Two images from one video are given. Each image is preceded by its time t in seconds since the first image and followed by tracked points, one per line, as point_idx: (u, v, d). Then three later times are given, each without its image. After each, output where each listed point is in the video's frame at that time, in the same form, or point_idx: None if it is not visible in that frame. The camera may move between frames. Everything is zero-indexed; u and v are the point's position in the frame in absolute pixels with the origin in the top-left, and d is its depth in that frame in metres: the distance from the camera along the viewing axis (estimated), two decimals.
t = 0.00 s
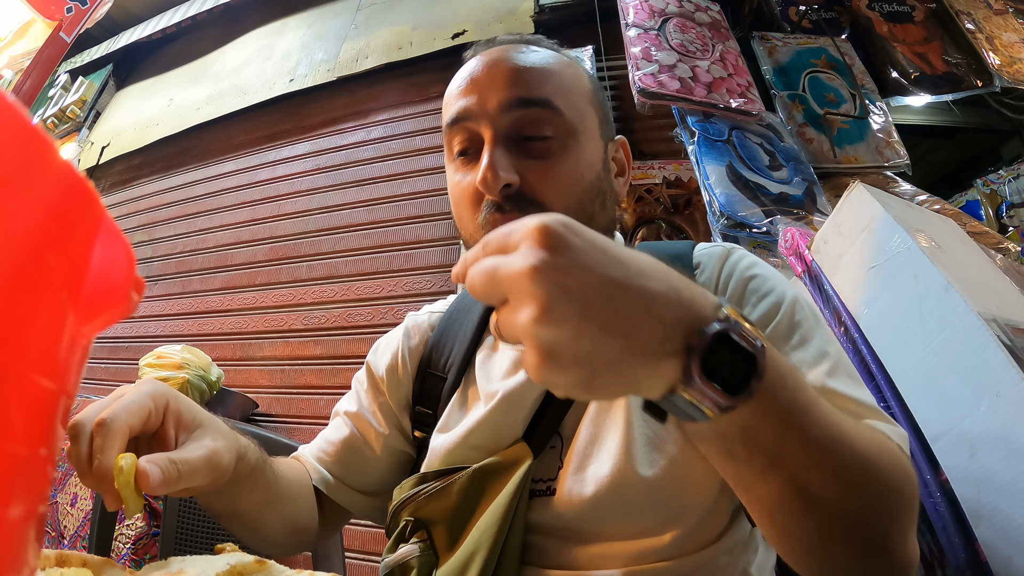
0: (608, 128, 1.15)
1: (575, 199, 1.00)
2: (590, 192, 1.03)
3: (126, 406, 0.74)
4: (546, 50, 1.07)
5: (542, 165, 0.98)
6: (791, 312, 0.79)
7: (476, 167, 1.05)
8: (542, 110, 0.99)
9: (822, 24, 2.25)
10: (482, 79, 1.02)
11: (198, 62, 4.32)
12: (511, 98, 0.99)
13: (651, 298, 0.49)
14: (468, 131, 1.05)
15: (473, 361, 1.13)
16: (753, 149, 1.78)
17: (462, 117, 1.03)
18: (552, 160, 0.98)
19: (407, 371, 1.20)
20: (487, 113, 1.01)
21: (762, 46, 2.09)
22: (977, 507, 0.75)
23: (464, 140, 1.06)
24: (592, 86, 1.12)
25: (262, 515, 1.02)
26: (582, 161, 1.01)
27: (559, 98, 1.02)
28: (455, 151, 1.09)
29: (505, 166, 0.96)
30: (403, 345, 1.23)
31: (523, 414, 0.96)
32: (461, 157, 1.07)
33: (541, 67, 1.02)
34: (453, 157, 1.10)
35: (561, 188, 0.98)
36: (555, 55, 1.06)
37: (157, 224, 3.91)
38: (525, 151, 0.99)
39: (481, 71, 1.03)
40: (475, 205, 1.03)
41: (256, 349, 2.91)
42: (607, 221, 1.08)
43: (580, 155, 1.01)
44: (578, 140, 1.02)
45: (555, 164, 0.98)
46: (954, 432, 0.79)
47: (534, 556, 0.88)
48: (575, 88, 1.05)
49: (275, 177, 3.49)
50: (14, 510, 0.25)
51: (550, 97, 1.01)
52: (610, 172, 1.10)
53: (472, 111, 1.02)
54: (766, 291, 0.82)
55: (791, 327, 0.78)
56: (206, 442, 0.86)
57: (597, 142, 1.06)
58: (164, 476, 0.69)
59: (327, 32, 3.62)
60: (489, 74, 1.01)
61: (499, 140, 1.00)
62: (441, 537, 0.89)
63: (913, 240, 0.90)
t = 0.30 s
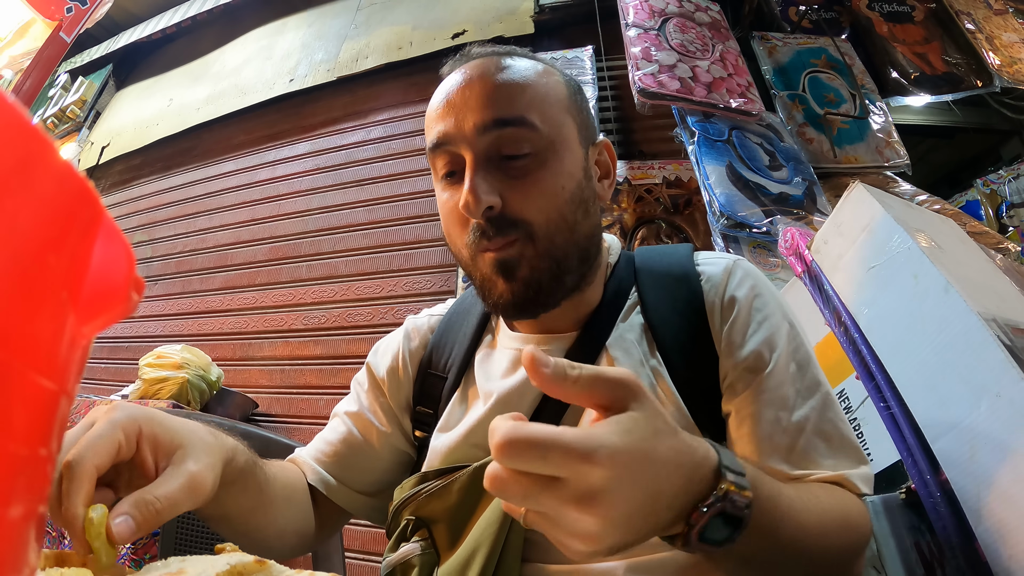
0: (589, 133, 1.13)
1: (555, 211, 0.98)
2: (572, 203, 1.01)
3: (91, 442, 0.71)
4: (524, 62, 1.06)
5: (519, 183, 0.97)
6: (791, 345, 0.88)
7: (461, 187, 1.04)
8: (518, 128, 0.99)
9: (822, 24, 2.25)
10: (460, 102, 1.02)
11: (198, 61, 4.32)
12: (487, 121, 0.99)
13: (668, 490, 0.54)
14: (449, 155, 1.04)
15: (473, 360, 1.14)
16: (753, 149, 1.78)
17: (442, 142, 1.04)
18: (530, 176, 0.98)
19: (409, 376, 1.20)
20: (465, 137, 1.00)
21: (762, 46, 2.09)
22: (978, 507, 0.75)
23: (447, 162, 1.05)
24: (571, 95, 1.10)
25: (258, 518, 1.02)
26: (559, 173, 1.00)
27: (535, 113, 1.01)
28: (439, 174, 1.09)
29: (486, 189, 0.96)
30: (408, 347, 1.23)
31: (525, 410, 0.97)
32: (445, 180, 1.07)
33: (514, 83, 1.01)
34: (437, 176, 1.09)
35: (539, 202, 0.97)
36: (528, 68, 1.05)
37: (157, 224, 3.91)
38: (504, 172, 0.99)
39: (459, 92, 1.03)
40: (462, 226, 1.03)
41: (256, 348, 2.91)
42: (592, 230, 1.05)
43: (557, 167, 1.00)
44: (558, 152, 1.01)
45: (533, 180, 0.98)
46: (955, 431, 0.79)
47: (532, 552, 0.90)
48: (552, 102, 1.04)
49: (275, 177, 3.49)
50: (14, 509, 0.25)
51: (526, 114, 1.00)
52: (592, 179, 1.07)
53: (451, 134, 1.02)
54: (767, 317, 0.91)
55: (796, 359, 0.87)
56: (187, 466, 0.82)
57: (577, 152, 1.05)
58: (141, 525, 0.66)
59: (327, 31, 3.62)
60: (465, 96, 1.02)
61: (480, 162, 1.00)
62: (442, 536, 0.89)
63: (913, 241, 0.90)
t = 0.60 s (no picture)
0: (574, 142, 1.13)
1: (547, 214, 0.99)
2: (560, 206, 1.01)
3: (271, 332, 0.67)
4: (512, 79, 1.07)
5: (514, 187, 0.99)
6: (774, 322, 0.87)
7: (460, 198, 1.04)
8: (511, 139, 0.99)
9: (822, 24, 2.25)
10: (453, 117, 1.02)
11: (198, 62, 4.32)
12: (482, 132, 0.99)
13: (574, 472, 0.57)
14: (446, 166, 1.04)
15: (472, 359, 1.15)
16: (753, 149, 1.78)
17: (440, 154, 1.03)
18: (524, 182, 0.99)
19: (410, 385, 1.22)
20: (461, 149, 1.01)
21: (762, 46, 2.09)
22: (978, 506, 0.75)
23: (445, 173, 1.05)
24: (558, 108, 1.11)
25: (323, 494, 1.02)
26: (550, 179, 1.01)
27: (528, 123, 1.02)
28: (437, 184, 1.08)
29: (485, 196, 0.97)
30: (411, 359, 1.24)
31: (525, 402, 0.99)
32: (444, 190, 1.07)
33: (505, 95, 1.02)
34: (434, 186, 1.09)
35: (534, 206, 0.98)
36: (516, 81, 1.06)
37: (157, 224, 3.90)
38: (500, 181, 0.99)
39: (450, 108, 1.03)
40: (461, 231, 1.03)
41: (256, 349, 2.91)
42: (582, 229, 1.06)
43: (548, 175, 1.01)
44: (549, 159, 1.02)
45: (526, 186, 0.99)
46: (954, 431, 0.79)
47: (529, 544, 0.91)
48: (539, 113, 1.05)
49: (275, 177, 3.49)
50: (13, 510, 0.25)
51: (517, 126, 1.01)
52: (580, 183, 1.08)
53: (448, 147, 1.02)
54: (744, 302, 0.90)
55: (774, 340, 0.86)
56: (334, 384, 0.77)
57: (566, 160, 1.05)
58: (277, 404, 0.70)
59: (327, 32, 3.62)
60: (457, 113, 1.02)
61: (476, 171, 1.00)
62: (447, 525, 0.90)
63: (913, 240, 0.90)
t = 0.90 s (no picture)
0: (561, 153, 1.14)
1: (510, 211, 1.02)
2: (521, 204, 1.02)
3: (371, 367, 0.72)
4: (513, 100, 1.15)
5: (484, 184, 1.04)
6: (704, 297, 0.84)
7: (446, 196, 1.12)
8: (484, 144, 1.07)
9: (822, 24, 2.25)
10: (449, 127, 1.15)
11: (198, 62, 4.32)
12: (464, 140, 1.09)
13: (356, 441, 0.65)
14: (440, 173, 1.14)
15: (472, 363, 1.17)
16: (753, 149, 1.78)
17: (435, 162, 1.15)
18: (489, 182, 1.04)
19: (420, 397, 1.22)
20: (448, 155, 1.10)
21: (762, 46, 2.09)
22: (978, 507, 0.75)
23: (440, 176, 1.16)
24: (550, 125, 1.15)
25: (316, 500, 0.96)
26: (519, 182, 1.03)
27: (506, 131, 1.08)
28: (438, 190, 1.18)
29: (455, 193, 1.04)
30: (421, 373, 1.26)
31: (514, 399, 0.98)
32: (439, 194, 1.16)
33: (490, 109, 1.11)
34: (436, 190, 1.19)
35: (497, 201, 1.02)
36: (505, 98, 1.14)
37: (157, 224, 3.90)
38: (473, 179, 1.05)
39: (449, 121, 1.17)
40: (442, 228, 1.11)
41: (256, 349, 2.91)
42: (552, 232, 1.05)
43: (519, 177, 1.04)
44: (523, 162, 1.06)
45: (491, 186, 1.03)
46: (955, 432, 0.79)
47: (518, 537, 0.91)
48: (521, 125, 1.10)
49: (275, 177, 3.49)
50: (13, 509, 0.25)
51: (498, 133, 1.08)
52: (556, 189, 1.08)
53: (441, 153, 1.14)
54: (700, 287, 0.85)
55: (697, 314, 0.81)
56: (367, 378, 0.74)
57: (542, 167, 1.07)
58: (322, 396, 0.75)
59: (327, 31, 3.62)
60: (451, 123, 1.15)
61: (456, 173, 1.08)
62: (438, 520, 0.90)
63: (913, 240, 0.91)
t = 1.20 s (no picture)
0: (558, 155, 1.14)
1: (497, 207, 1.03)
2: (508, 201, 1.03)
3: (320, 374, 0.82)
4: (519, 107, 1.17)
5: (475, 182, 1.06)
6: (667, 290, 0.82)
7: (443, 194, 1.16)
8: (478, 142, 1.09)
9: (822, 24, 2.25)
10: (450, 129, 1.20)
11: (198, 62, 4.32)
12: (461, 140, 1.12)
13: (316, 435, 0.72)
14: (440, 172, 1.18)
15: (464, 364, 1.16)
16: (753, 149, 1.78)
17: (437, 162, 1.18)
18: (480, 179, 1.06)
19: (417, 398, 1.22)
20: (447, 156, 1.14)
21: (762, 46, 2.09)
22: (978, 507, 0.75)
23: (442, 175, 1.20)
24: (549, 128, 1.16)
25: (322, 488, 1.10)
26: (508, 179, 1.05)
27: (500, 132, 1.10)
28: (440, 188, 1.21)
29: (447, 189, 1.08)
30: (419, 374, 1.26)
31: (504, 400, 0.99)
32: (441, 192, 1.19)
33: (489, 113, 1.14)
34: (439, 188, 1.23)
35: (486, 197, 1.04)
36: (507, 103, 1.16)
37: (157, 224, 3.90)
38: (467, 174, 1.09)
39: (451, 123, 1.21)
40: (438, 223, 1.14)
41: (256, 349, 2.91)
42: (537, 228, 1.04)
43: (508, 174, 1.05)
44: (514, 162, 1.07)
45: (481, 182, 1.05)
46: (956, 432, 0.79)
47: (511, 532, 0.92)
48: (517, 126, 1.11)
49: (275, 177, 3.49)
50: (13, 509, 0.25)
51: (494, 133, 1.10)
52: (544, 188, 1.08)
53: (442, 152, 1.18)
54: (671, 283, 0.83)
55: (656, 307, 0.81)
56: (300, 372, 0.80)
57: (535, 167, 1.08)
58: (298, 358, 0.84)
59: (327, 31, 3.62)
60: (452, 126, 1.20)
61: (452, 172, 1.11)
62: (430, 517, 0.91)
63: (912, 240, 0.91)
